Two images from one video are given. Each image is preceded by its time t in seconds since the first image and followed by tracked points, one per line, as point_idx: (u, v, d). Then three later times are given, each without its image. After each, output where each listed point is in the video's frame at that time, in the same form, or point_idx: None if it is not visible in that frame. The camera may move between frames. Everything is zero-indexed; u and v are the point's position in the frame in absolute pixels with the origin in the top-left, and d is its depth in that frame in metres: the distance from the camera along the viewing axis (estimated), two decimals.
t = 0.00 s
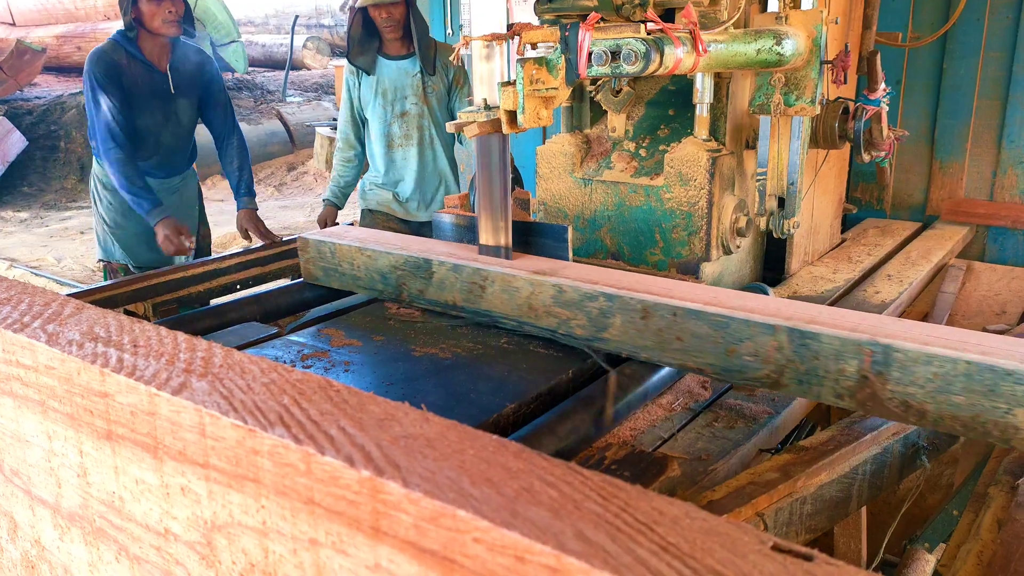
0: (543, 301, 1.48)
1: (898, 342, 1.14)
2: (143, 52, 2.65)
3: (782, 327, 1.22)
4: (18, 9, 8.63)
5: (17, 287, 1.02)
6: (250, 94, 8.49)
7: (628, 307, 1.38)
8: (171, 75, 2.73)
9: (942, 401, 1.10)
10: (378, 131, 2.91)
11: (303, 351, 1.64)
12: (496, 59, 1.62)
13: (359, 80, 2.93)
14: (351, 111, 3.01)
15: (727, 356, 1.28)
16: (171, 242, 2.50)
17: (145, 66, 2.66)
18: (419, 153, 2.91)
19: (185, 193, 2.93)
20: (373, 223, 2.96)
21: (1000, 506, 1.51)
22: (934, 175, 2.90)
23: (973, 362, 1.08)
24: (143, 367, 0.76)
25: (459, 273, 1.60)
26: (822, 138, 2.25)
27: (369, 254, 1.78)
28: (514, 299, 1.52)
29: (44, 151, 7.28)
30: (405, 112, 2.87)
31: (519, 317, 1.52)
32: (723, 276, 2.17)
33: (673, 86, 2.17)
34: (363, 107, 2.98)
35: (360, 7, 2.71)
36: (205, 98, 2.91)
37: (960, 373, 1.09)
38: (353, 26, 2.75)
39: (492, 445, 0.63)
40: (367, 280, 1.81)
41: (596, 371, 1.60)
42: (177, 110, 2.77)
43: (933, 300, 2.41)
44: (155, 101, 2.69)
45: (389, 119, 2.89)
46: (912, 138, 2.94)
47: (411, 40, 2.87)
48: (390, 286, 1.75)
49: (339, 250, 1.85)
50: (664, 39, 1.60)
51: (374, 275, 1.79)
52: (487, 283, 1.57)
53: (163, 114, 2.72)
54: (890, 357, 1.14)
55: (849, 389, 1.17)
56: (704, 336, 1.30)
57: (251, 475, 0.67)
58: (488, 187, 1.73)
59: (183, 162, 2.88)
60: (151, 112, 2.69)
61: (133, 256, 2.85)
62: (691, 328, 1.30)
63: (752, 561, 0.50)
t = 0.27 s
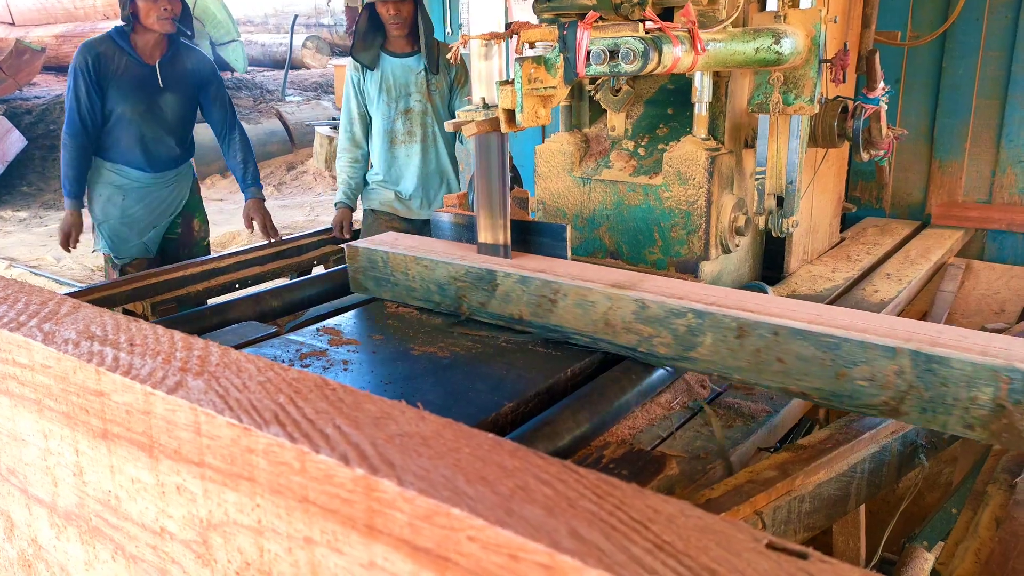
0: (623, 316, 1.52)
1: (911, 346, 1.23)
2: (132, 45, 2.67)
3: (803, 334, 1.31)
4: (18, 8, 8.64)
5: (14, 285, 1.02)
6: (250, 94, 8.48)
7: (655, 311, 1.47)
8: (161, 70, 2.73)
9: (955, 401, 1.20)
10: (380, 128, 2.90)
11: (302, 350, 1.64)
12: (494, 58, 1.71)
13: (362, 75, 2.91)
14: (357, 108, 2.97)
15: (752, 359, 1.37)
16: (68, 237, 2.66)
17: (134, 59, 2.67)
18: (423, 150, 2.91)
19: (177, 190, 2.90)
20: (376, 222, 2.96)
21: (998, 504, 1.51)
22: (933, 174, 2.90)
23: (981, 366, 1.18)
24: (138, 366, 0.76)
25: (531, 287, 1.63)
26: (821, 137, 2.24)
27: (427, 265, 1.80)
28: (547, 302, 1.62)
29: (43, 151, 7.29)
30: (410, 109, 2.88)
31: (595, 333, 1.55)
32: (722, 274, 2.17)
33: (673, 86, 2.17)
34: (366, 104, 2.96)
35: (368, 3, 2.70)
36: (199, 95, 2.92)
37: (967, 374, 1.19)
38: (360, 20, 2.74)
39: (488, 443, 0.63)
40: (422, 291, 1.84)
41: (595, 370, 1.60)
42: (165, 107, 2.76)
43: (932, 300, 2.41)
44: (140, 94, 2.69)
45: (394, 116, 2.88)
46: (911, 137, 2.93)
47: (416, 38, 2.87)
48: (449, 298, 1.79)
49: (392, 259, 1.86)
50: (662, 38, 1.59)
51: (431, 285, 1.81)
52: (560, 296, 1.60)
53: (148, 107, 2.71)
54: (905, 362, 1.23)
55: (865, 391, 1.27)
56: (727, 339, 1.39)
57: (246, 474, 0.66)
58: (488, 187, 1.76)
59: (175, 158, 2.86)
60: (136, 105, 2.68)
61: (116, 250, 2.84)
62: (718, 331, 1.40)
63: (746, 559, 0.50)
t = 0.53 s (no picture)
0: (721, 336, 1.35)
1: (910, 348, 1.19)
2: (104, 40, 2.93)
3: (871, 347, 1.21)
4: (14, 9, 8.64)
5: (9, 285, 1.02)
6: (247, 93, 8.47)
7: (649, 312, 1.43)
8: (130, 60, 2.93)
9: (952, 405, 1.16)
10: (379, 126, 2.90)
11: (298, 349, 1.64)
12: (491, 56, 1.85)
13: (361, 72, 2.90)
14: (355, 105, 2.97)
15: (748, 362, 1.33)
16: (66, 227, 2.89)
17: (104, 50, 2.90)
18: (422, 148, 2.92)
19: (153, 187, 3.09)
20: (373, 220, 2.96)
21: (993, 501, 1.51)
22: (929, 172, 2.90)
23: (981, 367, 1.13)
24: (132, 364, 0.76)
25: (613, 304, 1.47)
26: (817, 133, 2.23)
27: (494, 278, 1.66)
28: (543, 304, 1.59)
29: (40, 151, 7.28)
30: (409, 107, 2.88)
31: (688, 356, 1.39)
32: (719, 273, 2.18)
33: (669, 84, 2.17)
34: (365, 102, 2.96)
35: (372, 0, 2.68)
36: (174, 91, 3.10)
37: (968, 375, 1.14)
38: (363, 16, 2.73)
39: (481, 440, 0.63)
40: (488, 304, 1.70)
41: (592, 368, 1.60)
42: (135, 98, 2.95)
43: (929, 298, 2.42)
44: (107, 83, 2.89)
45: (393, 113, 2.89)
46: (908, 135, 2.93)
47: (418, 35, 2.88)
48: (520, 314, 1.64)
49: (455, 270, 1.73)
50: (657, 36, 1.58)
51: (499, 299, 1.67)
52: (647, 314, 1.44)
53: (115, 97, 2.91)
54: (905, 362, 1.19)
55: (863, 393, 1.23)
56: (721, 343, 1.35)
57: (239, 471, 0.67)
58: (484, 184, 1.75)
59: (149, 153, 3.06)
60: (104, 95, 2.89)
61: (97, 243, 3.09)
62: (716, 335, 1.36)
63: (736, 554, 0.50)
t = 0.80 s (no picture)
0: (805, 345, 1.30)
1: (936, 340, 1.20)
2: (74, 40, 3.03)
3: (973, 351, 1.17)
4: (12, 10, 8.63)
5: (9, 285, 1.02)
6: (246, 93, 8.48)
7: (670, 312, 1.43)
8: (100, 60, 3.04)
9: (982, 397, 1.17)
10: (378, 124, 2.90)
11: (298, 348, 1.64)
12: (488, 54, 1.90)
13: (362, 70, 2.90)
14: (355, 103, 2.97)
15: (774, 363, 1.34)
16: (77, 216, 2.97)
17: (74, 51, 3.01)
18: (420, 148, 2.92)
19: (129, 183, 3.19)
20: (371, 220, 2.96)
21: (993, 497, 1.51)
22: (929, 169, 2.90)
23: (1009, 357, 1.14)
24: (130, 363, 0.76)
25: (683, 313, 1.41)
26: (816, 130, 2.24)
27: (551, 288, 1.60)
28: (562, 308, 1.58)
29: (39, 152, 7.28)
30: (408, 105, 2.88)
31: (767, 366, 1.34)
32: (719, 270, 2.18)
33: (668, 82, 2.17)
34: (365, 100, 2.96)
35: None
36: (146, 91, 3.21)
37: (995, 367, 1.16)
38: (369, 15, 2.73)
39: (478, 437, 0.63)
40: (543, 316, 1.63)
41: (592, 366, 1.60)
42: (106, 96, 3.05)
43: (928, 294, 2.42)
44: (78, 82, 3.00)
45: (392, 111, 2.89)
46: (907, 132, 2.94)
47: (420, 34, 2.89)
48: (578, 326, 1.58)
49: (509, 282, 1.65)
50: (655, 34, 1.58)
51: (555, 310, 1.61)
52: (721, 323, 1.38)
53: (87, 96, 3.02)
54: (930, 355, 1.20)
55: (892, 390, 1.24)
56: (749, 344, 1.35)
57: (238, 469, 0.67)
58: (483, 182, 1.76)
59: (122, 151, 3.16)
60: (76, 94, 3.00)
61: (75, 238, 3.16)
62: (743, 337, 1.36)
63: (733, 548, 0.51)
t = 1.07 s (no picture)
0: (738, 340, 1.30)
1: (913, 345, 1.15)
2: (81, 45, 3.04)
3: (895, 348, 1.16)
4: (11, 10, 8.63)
5: (8, 285, 1.02)
6: (245, 94, 8.47)
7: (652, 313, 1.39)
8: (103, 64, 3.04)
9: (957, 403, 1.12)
10: (379, 124, 2.91)
11: (297, 349, 1.65)
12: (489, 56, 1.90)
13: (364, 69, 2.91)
14: (356, 103, 2.97)
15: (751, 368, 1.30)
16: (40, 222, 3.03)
17: (77, 54, 3.02)
18: (421, 148, 2.93)
19: (124, 185, 3.18)
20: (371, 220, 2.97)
21: (990, 497, 1.52)
22: (928, 169, 2.90)
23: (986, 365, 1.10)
24: (129, 363, 0.76)
25: (627, 309, 1.42)
26: (814, 131, 2.25)
27: (505, 284, 1.61)
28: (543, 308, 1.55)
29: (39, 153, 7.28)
30: (410, 105, 2.88)
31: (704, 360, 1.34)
32: (717, 271, 2.18)
33: (667, 83, 2.17)
34: (366, 100, 2.96)
35: None
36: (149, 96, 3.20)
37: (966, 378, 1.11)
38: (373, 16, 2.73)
39: (475, 437, 0.63)
40: (498, 312, 1.65)
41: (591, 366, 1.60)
42: (105, 100, 3.06)
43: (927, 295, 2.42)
44: (78, 85, 3.01)
45: (393, 111, 2.89)
46: (906, 133, 2.94)
47: (423, 35, 2.89)
48: (531, 321, 1.60)
49: (465, 277, 1.68)
50: (654, 34, 1.58)
51: (509, 307, 1.62)
52: (662, 318, 1.39)
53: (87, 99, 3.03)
54: (909, 363, 1.15)
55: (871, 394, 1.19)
56: (730, 345, 1.31)
57: (236, 468, 0.67)
58: (483, 186, 1.80)
59: (120, 154, 3.16)
60: (77, 97, 3.01)
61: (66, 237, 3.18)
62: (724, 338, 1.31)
63: (728, 547, 0.51)
